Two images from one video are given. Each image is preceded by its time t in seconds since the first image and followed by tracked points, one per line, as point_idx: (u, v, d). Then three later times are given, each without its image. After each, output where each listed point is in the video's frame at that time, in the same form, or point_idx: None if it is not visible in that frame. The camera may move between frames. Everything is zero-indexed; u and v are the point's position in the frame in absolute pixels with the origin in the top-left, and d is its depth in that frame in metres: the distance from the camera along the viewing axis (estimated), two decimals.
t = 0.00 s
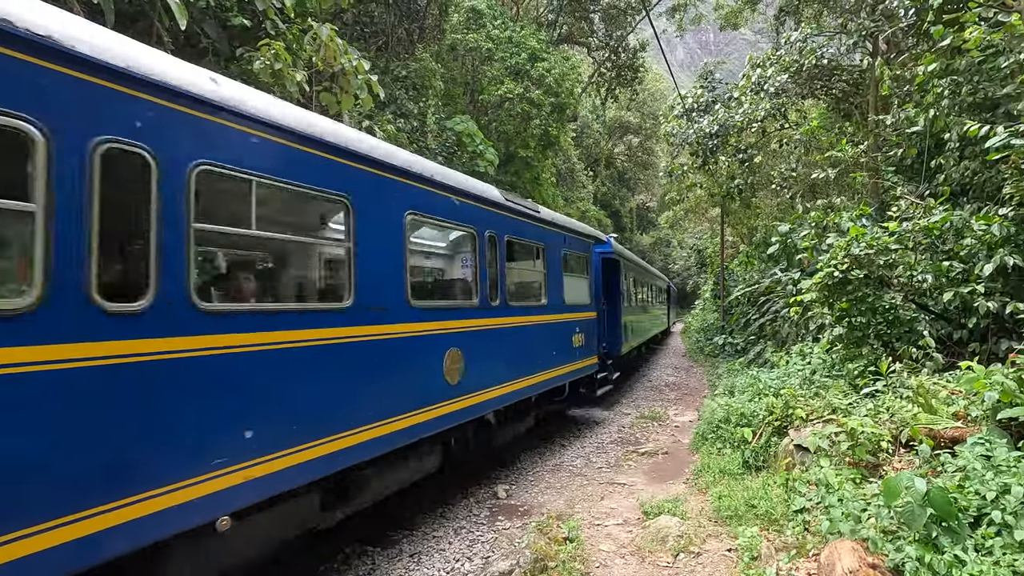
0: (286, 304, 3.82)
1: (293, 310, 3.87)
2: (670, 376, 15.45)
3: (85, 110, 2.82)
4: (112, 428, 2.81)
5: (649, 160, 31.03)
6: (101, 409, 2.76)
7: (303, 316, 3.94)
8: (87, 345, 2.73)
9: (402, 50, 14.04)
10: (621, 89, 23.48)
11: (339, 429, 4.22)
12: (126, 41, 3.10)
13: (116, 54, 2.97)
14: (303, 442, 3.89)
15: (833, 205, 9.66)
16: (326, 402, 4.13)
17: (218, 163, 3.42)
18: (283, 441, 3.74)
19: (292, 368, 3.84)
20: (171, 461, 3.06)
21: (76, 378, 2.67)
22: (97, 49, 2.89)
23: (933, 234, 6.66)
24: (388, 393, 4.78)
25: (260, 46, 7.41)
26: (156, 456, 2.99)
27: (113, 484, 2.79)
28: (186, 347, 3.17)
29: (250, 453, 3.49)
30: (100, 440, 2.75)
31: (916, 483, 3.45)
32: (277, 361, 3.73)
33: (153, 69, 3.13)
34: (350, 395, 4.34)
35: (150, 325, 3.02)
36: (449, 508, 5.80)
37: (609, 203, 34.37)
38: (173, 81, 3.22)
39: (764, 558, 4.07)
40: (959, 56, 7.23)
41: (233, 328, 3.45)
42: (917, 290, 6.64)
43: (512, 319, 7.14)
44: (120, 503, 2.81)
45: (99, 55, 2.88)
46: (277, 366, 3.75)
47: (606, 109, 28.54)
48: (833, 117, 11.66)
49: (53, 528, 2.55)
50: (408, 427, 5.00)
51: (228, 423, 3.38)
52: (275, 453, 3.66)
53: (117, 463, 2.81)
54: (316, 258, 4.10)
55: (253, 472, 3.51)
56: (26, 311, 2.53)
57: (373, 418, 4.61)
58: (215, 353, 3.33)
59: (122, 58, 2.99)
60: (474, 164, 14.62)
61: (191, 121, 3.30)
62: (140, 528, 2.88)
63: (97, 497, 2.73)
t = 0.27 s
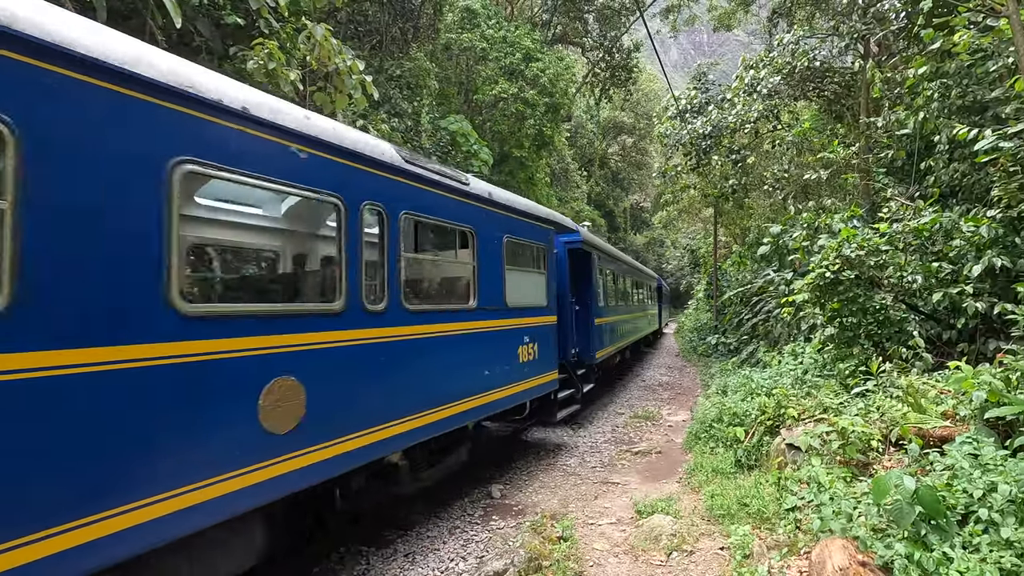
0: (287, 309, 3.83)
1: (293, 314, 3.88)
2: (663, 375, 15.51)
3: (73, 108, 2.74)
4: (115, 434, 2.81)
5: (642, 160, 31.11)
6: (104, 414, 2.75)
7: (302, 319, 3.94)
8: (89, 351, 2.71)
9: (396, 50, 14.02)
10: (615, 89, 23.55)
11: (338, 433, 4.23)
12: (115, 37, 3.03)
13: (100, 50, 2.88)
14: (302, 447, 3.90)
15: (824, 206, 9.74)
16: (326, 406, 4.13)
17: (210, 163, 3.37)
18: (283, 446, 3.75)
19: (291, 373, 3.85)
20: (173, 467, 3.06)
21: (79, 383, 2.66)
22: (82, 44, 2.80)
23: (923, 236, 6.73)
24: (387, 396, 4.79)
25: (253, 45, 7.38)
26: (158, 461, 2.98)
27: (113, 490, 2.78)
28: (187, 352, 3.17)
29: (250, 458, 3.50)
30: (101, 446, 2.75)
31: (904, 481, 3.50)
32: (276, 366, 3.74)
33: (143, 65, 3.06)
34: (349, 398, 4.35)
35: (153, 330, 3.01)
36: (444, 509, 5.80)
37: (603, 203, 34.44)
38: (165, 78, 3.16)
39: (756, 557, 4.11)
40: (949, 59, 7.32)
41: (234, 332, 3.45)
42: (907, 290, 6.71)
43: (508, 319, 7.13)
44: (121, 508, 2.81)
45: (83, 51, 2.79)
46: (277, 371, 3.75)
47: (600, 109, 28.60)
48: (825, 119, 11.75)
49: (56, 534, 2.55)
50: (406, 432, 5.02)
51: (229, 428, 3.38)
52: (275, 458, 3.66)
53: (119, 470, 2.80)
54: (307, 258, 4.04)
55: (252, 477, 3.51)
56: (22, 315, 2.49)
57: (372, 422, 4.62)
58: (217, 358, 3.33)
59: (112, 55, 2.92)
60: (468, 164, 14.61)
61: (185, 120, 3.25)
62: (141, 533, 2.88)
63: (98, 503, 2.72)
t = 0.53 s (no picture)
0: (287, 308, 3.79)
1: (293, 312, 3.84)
2: (661, 374, 15.55)
3: (58, 102, 2.69)
4: (109, 436, 2.78)
5: (640, 159, 31.14)
6: (97, 416, 2.73)
7: (303, 318, 3.91)
8: (89, 351, 2.71)
9: (394, 49, 14.02)
10: (613, 89, 23.58)
11: (339, 434, 4.19)
12: (105, 28, 2.95)
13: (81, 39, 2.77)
14: (302, 447, 3.87)
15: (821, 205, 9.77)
16: (327, 406, 4.09)
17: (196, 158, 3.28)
18: (284, 447, 3.71)
19: (291, 372, 3.81)
20: (169, 469, 3.03)
21: (73, 384, 2.64)
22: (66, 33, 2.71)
23: (918, 235, 6.75)
24: (389, 396, 4.76)
25: (252, 43, 7.38)
26: (153, 463, 2.96)
27: (108, 493, 2.76)
28: (184, 352, 3.14)
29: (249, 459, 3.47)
30: (96, 447, 2.72)
31: (900, 478, 3.53)
32: (276, 365, 3.70)
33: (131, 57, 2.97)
34: (351, 398, 4.31)
35: (148, 329, 2.97)
36: (443, 507, 5.81)
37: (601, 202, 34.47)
38: (158, 71, 3.09)
39: (752, 554, 4.14)
40: (945, 59, 7.35)
41: (233, 331, 3.41)
42: (903, 289, 6.74)
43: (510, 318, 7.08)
44: (116, 511, 2.79)
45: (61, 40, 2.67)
46: (278, 371, 3.71)
47: (598, 109, 28.61)
48: (822, 119, 11.79)
49: (51, 537, 2.54)
50: (409, 433, 4.97)
51: (227, 429, 3.35)
52: (276, 460, 3.65)
53: (114, 472, 2.78)
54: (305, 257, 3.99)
55: (251, 479, 3.49)
56: (19, 313, 2.47)
57: (373, 423, 4.58)
58: (216, 358, 3.30)
59: (100, 46, 2.84)
60: (466, 163, 14.62)
61: (178, 115, 3.20)
62: (138, 536, 2.87)
63: (93, 506, 2.70)
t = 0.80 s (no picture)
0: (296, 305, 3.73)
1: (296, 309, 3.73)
2: (661, 374, 15.55)
3: (53, 83, 2.51)
4: (118, 432, 2.66)
5: (641, 159, 31.15)
6: (95, 411, 2.57)
7: (306, 315, 3.81)
8: (106, 343, 2.64)
9: (396, 49, 14.05)
10: (614, 89, 23.59)
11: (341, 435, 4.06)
12: (98, 8, 2.78)
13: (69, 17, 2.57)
14: (304, 448, 3.73)
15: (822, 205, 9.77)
16: (334, 406, 4.01)
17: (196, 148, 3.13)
18: (285, 447, 3.57)
19: (293, 372, 3.68)
20: (177, 466, 2.91)
21: (71, 378, 2.49)
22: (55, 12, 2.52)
23: (919, 235, 6.74)
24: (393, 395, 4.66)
25: (253, 43, 7.40)
26: (152, 463, 2.80)
27: (103, 493, 2.60)
28: (184, 347, 3.00)
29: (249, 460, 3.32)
30: (112, 442, 2.64)
31: (901, 477, 3.53)
32: (278, 364, 3.58)
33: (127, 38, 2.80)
34: (354, 399, 4.21)
35: (147, 323, 2.83)
36: (442, 506, 5.82)
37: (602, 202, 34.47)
38: (158, 54, 2.94)
39: (752, 553, 4.14)
40: (946, 59, 7.35)
41: (233, 328, 3.29)
42: (904, 289, 6.74)
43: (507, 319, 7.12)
44: (110, 512, 2.62)
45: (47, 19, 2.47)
46: (290, 368, 3.66)
47: (599, 109, 28.62)
48: (823, 119, 11.79)
49: (56, 534, 2.42)
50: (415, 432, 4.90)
51: (228, 428, 3.21)
52: (288, 457, 3.58)
53: (111, 471, 2.62)
54: (309, 253, 3.86)
55: (251, 479, 3.34)
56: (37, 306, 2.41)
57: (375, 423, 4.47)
58: (216, 354, 3.17)
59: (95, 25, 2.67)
60: (467, 163, 14.64)
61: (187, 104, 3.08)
62: (143, 535, 2.75)
63: (87, 506, 2.54)
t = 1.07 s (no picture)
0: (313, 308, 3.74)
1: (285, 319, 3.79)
2: (670, 377, 15.47)
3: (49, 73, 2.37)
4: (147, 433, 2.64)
5: (650, 162, 31.08)
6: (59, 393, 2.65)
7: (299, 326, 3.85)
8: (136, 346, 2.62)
9: (405, 52, 14.13)
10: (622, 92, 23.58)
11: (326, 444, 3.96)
12: None
13: None
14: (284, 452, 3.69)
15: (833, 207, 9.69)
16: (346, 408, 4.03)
17: (161, 149, 3.12)
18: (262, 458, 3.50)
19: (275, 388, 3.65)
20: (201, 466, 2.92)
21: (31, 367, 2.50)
22: None
23: (931, 237, 6.66)
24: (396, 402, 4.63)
25: (264, 46, 7.47)
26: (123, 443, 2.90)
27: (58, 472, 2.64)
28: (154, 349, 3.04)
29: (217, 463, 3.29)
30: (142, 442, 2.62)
31: (914, 481, 3.48)
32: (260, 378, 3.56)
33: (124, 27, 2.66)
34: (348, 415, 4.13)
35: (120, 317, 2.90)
36: (449, 507, 5.83)
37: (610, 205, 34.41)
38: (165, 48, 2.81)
39: (763, 558, 4.10)
40: (959, 60, 7.27)
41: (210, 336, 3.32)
42: (916, 292, 6.68)
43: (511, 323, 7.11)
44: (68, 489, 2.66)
45: None
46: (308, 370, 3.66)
47: (608, 111, 28.59)
48: (833, 121, 11.70)
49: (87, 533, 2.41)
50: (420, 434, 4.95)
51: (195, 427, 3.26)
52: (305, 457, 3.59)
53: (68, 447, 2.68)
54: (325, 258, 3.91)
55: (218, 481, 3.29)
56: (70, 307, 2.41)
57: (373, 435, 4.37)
58: (185, 351, 3.20)
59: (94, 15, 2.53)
60: (475, 166, 14.67)
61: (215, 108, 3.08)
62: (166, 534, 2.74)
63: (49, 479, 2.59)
